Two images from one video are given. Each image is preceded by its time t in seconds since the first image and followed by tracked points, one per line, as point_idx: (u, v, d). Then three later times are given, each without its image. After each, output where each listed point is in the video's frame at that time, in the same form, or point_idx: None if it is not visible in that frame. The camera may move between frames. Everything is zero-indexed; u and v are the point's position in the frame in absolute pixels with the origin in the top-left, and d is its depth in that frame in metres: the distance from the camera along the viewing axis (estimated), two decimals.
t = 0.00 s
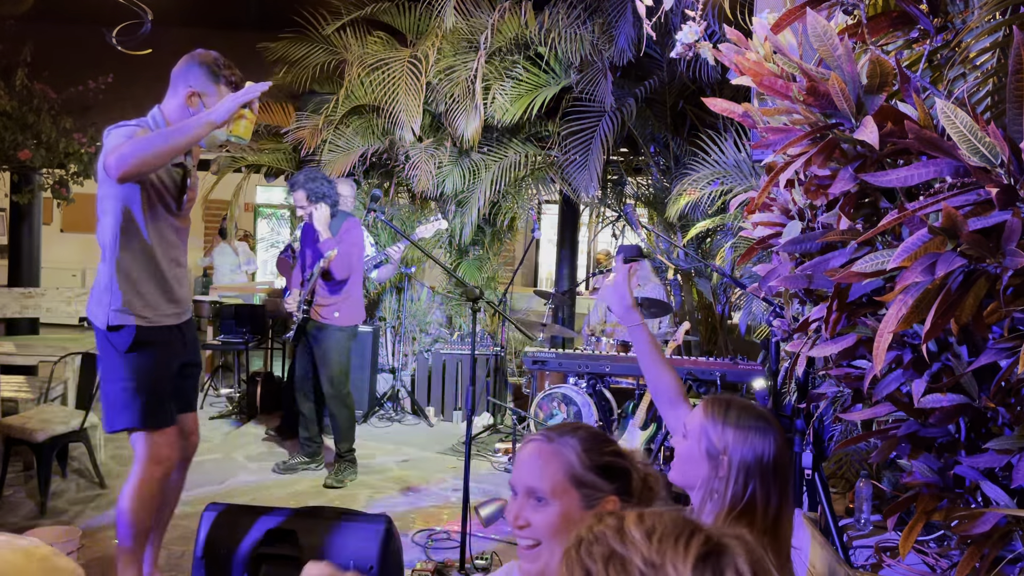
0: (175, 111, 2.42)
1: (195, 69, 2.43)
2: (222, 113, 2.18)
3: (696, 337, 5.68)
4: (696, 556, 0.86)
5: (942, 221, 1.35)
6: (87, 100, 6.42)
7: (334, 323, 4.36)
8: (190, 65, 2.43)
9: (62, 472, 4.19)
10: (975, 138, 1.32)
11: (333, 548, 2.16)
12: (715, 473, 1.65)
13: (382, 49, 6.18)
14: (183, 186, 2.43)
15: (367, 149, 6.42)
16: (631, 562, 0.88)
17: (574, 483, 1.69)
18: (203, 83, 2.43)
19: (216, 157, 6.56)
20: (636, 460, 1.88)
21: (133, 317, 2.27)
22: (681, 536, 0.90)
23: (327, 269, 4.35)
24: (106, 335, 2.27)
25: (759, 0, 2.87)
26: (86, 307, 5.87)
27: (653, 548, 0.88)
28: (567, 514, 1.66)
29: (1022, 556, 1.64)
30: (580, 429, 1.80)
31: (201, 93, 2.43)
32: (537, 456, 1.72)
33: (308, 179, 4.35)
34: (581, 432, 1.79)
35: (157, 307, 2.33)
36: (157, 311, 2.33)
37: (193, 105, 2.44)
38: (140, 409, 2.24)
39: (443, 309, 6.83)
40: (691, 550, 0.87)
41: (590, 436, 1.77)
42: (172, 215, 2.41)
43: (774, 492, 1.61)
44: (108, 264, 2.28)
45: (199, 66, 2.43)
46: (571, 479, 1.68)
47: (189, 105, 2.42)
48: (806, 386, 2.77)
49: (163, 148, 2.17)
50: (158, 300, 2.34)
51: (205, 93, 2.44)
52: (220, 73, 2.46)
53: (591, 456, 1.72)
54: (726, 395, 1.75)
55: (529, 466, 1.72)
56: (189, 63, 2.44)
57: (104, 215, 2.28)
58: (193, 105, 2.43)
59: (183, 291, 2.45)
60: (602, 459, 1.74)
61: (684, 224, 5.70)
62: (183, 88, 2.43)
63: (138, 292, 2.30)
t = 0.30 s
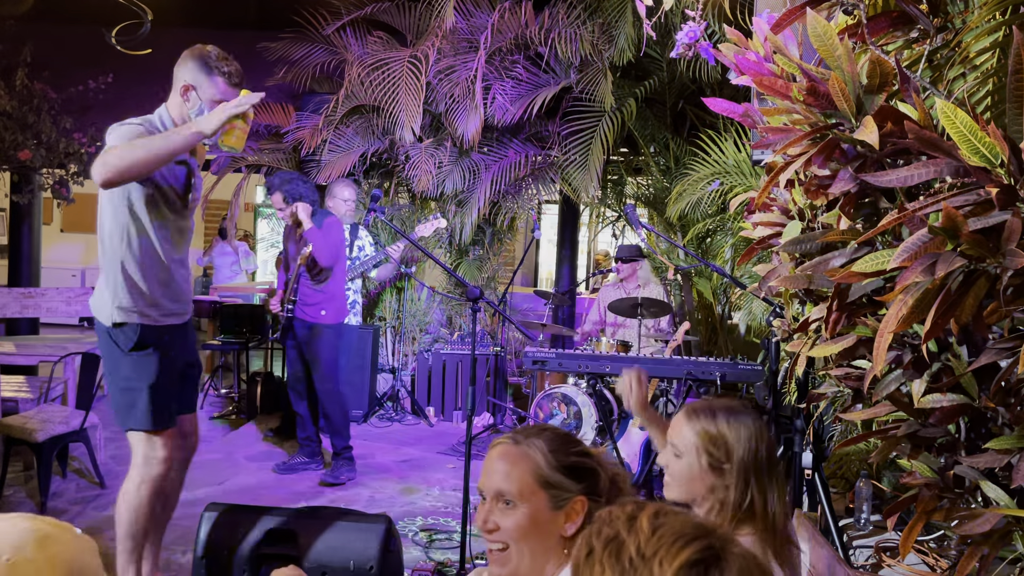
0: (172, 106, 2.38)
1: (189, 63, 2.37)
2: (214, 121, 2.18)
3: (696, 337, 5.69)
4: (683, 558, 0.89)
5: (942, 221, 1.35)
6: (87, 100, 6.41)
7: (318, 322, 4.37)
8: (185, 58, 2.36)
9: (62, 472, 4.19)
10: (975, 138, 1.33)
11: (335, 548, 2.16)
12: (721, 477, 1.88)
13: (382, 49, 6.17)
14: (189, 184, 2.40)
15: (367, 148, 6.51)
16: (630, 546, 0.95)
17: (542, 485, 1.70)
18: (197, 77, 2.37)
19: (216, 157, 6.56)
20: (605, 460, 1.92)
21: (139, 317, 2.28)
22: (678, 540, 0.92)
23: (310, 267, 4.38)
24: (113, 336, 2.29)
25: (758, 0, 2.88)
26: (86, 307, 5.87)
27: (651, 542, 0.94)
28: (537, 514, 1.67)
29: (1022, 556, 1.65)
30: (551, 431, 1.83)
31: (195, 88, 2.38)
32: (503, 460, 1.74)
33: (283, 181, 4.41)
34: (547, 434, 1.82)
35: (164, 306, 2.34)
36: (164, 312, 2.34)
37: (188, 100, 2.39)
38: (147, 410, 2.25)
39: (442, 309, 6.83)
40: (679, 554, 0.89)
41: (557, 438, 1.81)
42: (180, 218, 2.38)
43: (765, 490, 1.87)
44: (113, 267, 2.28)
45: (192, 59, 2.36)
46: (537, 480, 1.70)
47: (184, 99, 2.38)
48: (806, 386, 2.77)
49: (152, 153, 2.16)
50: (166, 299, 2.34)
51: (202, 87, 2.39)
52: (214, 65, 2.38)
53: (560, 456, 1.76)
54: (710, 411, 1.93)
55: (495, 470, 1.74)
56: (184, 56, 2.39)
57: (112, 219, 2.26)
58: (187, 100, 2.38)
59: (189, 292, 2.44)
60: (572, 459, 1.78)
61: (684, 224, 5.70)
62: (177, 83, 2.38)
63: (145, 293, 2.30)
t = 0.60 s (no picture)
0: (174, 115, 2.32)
1: (188, 70, 2.31)
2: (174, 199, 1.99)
3: (696, 337, 5.69)
4: (678, 564, 0.89)
5: (942, 221, 1.34)
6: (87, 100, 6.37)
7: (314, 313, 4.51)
8: (184, 65, 2.31)
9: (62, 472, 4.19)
10: (975, 139, 1.33)
11: (336, 549, 2.17)
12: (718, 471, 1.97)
13: (382, 49, 6.18)
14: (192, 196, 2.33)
15: (367, 148, 6.49)
16: (627, 544, 0.95)
17: (527, 483, 1.69)
18: (194, 83, 2.30)
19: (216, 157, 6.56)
20: (594, 460, 1.89)
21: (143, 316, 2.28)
22: (675, 542, 0.92)
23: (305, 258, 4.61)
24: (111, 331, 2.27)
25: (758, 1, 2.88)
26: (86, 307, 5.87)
27: (649, 542, 0.94)
28: (521, 514, 1.67)
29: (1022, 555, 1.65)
30: (541, 430, 1.81)
31: (192, 94, 2.31)
32: (493, 459, 1.73)
33: (269, 183, 4.73)
34: (536, 433, 1.80)
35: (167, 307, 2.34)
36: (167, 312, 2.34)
37: (187, 108, 2.32)
38: (140, 413, 2.25)
39: (442, 309, 6.84)
40: (672, 561, 0.89)
41: (542, 436, 1.79)
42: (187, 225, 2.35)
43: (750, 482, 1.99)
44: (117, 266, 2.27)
45: (189, 66, 2.31)
46: (523, 480, 1.69)
47: (183, 106, 2.31)
48: (806, 386, 2.78)
49: (113, 221, 2.02)
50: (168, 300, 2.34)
51: (199, 92, 2.31)
52: (211, 69, 2.31)
53: (547, 456, 1.74)
54: (683, 416, 2.02)
55: (483, 470, 1.73)
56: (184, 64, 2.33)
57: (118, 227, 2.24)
58: (185, 108, 2.31)
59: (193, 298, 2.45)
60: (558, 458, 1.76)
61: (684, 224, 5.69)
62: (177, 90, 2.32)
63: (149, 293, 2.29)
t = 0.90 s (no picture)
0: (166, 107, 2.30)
1: (183, 64, 2.33)
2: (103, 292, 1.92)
3: (696, 337, 5.69)
4: (670, 534, 0.96)
5: (942, 221, 1.34)
6: (87, 100, 6.27)
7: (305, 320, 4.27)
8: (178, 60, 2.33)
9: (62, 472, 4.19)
10: (975, 139, 1.33)
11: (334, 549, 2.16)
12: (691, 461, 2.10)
13: (382, 49, 6.18)
14: (182, 190, 2.30)
15: (367, 148, 6.45)
16: (638, 522, 1.03)
17: (505, 479, 1.69)
18: (188, 77, 2.31)
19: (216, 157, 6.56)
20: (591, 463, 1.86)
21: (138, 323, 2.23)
22: (678, 518, 0.99)
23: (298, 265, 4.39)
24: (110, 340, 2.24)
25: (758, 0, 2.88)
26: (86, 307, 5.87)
27: (656, 517, 1.02)
28: (497, 508, 1.67)
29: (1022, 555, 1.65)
30: (529, 428, 1.80)
31: (185, 87, 2.30)
32: (482, 456, 1.73)
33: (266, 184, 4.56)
34: (523, 432, 1.78)
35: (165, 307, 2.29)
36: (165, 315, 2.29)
37: (179, 100, 2.30)
38: (152, 416, 2.23)
39: (442, 309, 6.84)
40: (670, 528, 0.97)
41: (531, 436, 1.77)
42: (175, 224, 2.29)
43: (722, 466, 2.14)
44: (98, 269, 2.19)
45: (184, 60, 2.33)
46: (503, 477, 1.69)
47: (175, 98, 2.30)
48: (806, 386, 2.77)
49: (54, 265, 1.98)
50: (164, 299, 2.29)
51: (192, 85, 2.31)
52: (205, 62, 2.33)
53: (529, 456, 1.72)
54: (656, 416, 2.14)
55: (474, 465, 1.74)
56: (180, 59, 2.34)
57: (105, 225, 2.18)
58: (178, 100, 2.30)
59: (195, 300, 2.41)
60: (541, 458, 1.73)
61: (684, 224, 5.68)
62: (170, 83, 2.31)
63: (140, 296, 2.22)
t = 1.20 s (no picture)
0: (159, 100, 2.27)
1: (173, 55, 2.28)
2: (55, 318, 2.04)
3: (696, 337, 5.69)
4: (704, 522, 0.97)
5: (942, 221, 1.35)
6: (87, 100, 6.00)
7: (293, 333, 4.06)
8: (168, 50, 2.28)
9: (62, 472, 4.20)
10: (975, 138, 1.34)
11: (335, 548, 2.17)
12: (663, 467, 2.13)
13: (382, 49, 6.19)
14: (177, 182, 2.28)
15: (367, 149, 6.48)
16: (667, 509, 0.98)
17: (483, 487, 1.68)
18: (180, 68, 2.28)
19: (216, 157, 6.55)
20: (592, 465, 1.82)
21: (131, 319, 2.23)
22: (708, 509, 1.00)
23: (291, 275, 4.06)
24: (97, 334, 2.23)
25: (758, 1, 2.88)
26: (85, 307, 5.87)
27: (688, 508, 0.96)
28: (477, 512, 1.68)
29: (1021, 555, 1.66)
30: (526, 433, 1.73)
31: (177, 79, 2.27)
32: (476, 458, 1.72)
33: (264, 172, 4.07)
34: (516, 437, 1.72)
35: (161, 299, 2.28)
36: (161, 308, 2.28)
37: (173, 93, 2.27)
38: (132, 416, 2.21)
39: (442, 309, 6.84)
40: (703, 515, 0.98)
41: (519, 446, 1.69)
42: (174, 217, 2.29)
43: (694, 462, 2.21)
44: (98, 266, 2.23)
45: (174, 51, 2.28)
46: (482, 484, 1.68)
47: (168, 90, 2.27)
48: (805, 386, 2.78)
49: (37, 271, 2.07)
50: (159, 291, 2.28)
51: (184, 77, 2.28)
52: (197, 55, 2.29)
53: (506, 469, 1.66)
54: (630, 424, 2.16)
55: (476, 462, 1.73)
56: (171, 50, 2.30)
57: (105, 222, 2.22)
58: (170, 92, 2.27)
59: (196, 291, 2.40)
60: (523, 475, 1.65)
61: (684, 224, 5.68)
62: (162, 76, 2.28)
63: (133, 291, 2.24)
